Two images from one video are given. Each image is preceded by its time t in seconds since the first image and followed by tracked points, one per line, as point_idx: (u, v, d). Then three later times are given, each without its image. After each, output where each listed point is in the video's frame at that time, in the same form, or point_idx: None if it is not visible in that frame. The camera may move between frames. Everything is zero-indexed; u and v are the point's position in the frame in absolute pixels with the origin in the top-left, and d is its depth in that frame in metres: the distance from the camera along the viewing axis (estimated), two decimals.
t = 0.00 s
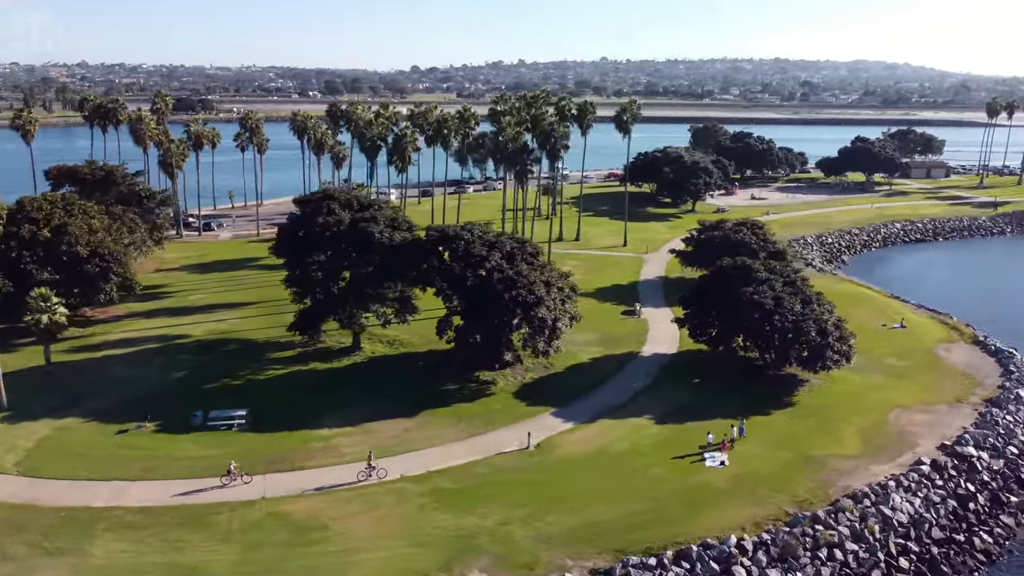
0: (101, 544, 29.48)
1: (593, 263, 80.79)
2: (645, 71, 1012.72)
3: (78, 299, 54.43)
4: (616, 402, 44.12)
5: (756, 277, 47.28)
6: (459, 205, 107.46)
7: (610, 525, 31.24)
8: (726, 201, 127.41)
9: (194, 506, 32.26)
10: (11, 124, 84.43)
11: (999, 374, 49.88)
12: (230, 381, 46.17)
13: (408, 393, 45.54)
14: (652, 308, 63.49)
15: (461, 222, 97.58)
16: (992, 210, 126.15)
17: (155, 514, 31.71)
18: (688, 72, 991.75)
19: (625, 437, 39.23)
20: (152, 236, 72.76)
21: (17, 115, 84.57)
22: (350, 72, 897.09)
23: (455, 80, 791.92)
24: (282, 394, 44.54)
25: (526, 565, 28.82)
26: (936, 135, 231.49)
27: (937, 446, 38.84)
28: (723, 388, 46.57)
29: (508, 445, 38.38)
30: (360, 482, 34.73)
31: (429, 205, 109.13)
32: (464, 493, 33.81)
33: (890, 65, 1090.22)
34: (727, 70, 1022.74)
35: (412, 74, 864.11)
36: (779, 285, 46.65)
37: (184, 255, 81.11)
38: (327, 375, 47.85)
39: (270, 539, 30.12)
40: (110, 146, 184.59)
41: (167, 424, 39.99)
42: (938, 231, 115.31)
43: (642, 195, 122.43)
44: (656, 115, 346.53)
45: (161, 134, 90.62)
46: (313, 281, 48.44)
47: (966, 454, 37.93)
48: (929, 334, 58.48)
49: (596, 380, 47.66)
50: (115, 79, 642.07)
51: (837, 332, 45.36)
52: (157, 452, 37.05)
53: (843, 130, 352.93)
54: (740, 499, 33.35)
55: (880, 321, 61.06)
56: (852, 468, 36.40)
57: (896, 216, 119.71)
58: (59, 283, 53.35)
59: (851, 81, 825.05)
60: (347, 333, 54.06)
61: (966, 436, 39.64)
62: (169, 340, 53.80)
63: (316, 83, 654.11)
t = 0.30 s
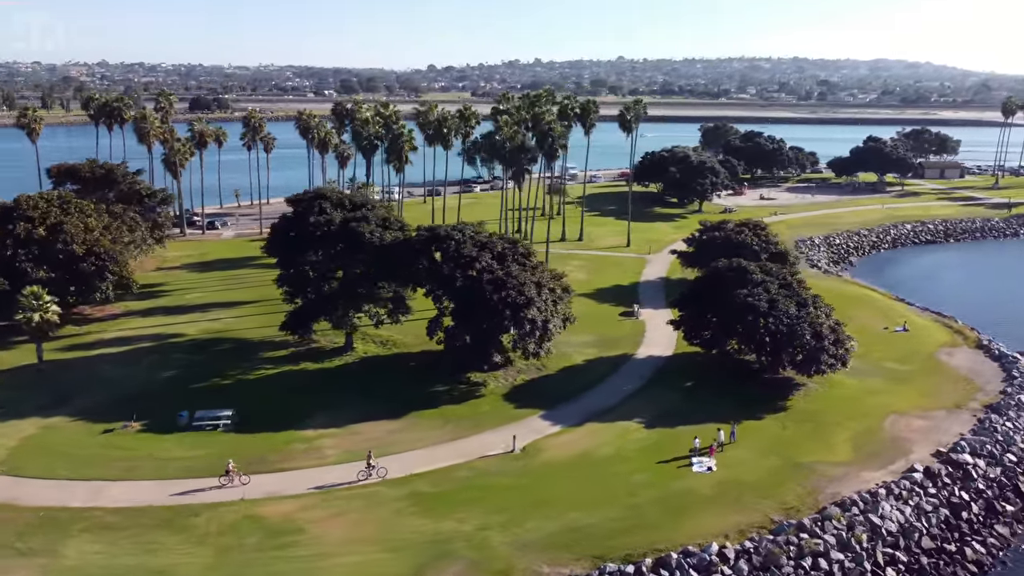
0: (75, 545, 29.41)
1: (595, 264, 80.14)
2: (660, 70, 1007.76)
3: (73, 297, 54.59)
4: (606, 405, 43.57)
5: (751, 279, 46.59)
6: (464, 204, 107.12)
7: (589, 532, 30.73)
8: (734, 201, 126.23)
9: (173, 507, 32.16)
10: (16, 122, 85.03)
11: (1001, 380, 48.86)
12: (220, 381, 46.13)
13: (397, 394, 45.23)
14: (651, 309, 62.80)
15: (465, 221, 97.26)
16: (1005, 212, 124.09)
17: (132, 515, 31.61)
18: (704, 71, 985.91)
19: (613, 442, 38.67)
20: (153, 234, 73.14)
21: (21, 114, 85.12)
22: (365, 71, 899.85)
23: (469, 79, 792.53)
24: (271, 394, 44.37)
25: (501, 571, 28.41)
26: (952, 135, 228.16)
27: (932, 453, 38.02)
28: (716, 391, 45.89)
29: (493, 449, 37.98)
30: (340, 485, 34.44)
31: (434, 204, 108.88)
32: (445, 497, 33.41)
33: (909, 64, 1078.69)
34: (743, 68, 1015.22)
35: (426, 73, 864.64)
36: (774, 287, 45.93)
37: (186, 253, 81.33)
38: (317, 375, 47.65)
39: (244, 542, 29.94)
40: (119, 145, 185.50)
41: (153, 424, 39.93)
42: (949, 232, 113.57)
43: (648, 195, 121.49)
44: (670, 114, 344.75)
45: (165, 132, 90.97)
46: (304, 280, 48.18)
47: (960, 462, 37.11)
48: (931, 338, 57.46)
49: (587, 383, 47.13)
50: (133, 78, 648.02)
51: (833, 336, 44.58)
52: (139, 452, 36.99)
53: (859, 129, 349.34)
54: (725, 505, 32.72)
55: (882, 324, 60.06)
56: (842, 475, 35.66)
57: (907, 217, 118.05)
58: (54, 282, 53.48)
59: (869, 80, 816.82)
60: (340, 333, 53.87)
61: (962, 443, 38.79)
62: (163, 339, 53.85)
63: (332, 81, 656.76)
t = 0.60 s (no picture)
0: (46, 545, 29.24)
1: (596, 264, 79.37)
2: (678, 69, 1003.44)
3: (69, 295, 54.83)
4: (595, 408, 42.94)
5: (744, 282, 45.79)
6: (469, 203, 106.68)
7: (565, 538, 30.16)
8: (743, 201, 124.83)
9: (148, 508, 31.94)
10: (23, 120, 85.73)
11: (1003, 386, 47.69)
12: (208, 380, 46.02)
13: (385, 394, 44.86)
14: (649, 311, 62.00)
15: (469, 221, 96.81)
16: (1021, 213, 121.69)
17: (107, 516, 31.43)
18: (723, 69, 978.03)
19: (597, 446, 38.02)
20: (154, 233, 73.41)
21: (27, 112, 85.82)
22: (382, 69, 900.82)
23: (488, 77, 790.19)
24: (258, 393, 44.15)
25: None
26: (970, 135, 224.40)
27: (925, 461, 37.08)
28: (708, 395, 45.09)
29: (476, 452, 37.44)
30: (316, 487, 34.08)
31: (440, 203, 108.54)
32: (421, 501, 32.91)
33: (930, 62, 1065.30)
34: (762, 67, 1008.25)
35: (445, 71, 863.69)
36: (768, 290, 45.11)
37: (188, 252, 81.52)
38: (306, 374, 47.40)
39: (215, 544, 29.63)
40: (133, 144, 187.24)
41: (137, 423, 39.85)
42: (963, 234, 111.54)
43: (656, 195, 120.40)
44: (685, 114, 342.38)
45: (171, 131, 91.37)
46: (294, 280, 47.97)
47: (954, 471, 36.16)
48: (934, 342, 56.28)
49: (578, 385, 46.53)
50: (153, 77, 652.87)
51: (827, 340, 43.68)
52: (121, 451, 36.89)
53: (876, 128, 344.81)
54: (706, 513, 32.05)
55: (884, 328, 58.92)
56: (830, 483, 34.81)
57: (920, 218, 116.12)
58: (50, 280, 53.79)
59: (889, 78, 808.02)
60: (332, 333, 53.60)
61: (957, 451, 37.80)
62: (157, 338, 53.86)
63: (348, 80, 659.58)
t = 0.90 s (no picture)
0: (20, 545, 29.08)
1: (598, 264, 78.77)
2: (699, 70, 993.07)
3: (65, 293, 54.98)
4: (584, 411, 42.40)
5: (738, 284, 45.11)
6: (473, 202, 106.39)
7: (543, 544, 29.71)
8: (752, 201, 123.64)
9: (126, 509, 31.75)
10: (28, 118, 86.68)
11: (1004, 392, 46.68)
12: (198, 379, 45.96)
13: (373, 394, 44.54)
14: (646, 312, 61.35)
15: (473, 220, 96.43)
16: None
17: (83, 516, 31.25)
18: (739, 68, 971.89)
19: (583, 450, 37.52)
20: (155, 231, 73.63)
21: (33, 111, 86.56)
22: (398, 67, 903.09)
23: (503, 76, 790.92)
24: (246, 393, 44.01)
25: None
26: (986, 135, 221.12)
27: (918, 468, 36.32)
28: (701, 398, 44.38)
29: (460, 455, 37.07)
30: (297, 489, 33.83)
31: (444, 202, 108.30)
32: (401, 504, 32.55)
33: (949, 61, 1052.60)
34: (779, 66, 999.63)
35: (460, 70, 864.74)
36: (762, 292, 44.41)
37: (190, 250, 81.69)
38: (296, 374, 47.22)
39: (190, 546, 29.38)
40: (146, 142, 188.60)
41: (123, 422, 39.78)
42: (974, 235, 109.77)
43: (663, 195, 119.46)
44: (699, 113, 340.24)
45: (175, 129, 91.77)
46: (285, 279, 47.71)
47: (947, 479, 35.36)
48: (936, 346, 55.21)
49: (569, 387, 46.00)
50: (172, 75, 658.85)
51: (822, 344, 42.93)
52: (104, 451, 36.79)
53: (893, 127, 341.02)
54: (688, 520, 31.52)
55: (886, 330, 57.90)
56: (818, 490, 34.14)
57: (931, 219, 114.38)
58: (46, 278, 53.93)
59: (908, 77, 797.73)
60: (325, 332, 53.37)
61: (951, 458, 36.99)
62: (151, 336, 53.87)
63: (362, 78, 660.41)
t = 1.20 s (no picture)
0: None
1: (599, 264, 78.07)
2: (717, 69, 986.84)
3: (60, 291, 55.10)
4: (572, 413, 41.83)
5: (731, 285, 44.34)
6: (477, 201, 105.88)
7: (517, 550, 29.20)
8: (761, 201, 122.23)
9: (101, 508, 31.57)
10: (34, 117, 87.30)
11: (1004, 398, 45.56)
12: (186, 378, 45.89)
13: (360, 395, 44.18)
14: (643, 314, 60.63)
15: (476, 219, 95.98)
16: None
17: (58, 515, 31.10)
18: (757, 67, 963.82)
19: (567, 453, 36.94)
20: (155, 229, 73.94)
21: (38, 109, 87.14)
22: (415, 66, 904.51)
23: (519, 76, 788.89)
24: (233, 392, 43.82)
25: None
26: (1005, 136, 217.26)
27: (908, 476, 35.48)
28: (692, 401, 43.61)
29: (441, 457, 36.63)
30: (274, 491, 33.53)
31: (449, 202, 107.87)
32: (377, 506, 32.13)
33: (972, 60, 1038.23)
34: (798, 65, 990.57)
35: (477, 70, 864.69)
36: (754, 294, 43.63)
37: (192, 248, 81.90)
38: (285, 374, 47.01)
39: (161, 547, 29.11)
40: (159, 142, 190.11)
41: (107, 421, 39.72)
42: (988, 237, 107.73)
43: (670, 195, 118.37)
44: (714, 113, 337.82)
45: (179, 127, 92.12)
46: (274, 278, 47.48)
47: (938, 488, 34.51)
48: (937, 350, 54.06)
49: (558, 390, 45.43)
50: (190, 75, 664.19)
51: (814, 348, 42.06)
52: (84, 450, 36.70)
53: (910, 127, 336.40)
54: (667, 527, 30.92)
55: (886, 334, 56.76)
56: (804, 498, 33.36)
57: (943, 220, 112.46)
58: (41, 275, 53.98)
59: (930, 76, 786.34)
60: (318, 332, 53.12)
61: (943, 466, 36.08)
62: (144, 335, 53.95)
63: (379, 78, 665.47)
